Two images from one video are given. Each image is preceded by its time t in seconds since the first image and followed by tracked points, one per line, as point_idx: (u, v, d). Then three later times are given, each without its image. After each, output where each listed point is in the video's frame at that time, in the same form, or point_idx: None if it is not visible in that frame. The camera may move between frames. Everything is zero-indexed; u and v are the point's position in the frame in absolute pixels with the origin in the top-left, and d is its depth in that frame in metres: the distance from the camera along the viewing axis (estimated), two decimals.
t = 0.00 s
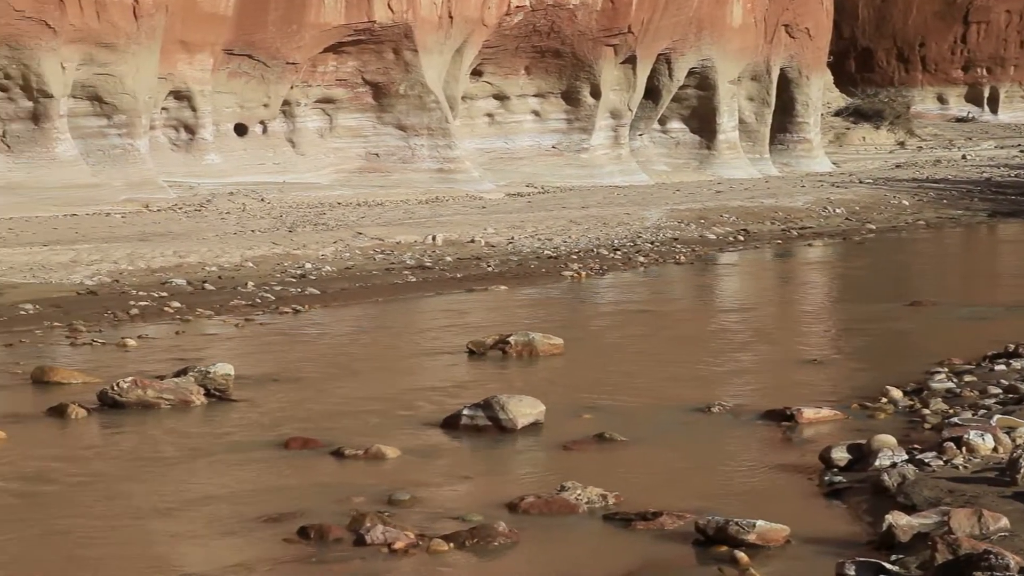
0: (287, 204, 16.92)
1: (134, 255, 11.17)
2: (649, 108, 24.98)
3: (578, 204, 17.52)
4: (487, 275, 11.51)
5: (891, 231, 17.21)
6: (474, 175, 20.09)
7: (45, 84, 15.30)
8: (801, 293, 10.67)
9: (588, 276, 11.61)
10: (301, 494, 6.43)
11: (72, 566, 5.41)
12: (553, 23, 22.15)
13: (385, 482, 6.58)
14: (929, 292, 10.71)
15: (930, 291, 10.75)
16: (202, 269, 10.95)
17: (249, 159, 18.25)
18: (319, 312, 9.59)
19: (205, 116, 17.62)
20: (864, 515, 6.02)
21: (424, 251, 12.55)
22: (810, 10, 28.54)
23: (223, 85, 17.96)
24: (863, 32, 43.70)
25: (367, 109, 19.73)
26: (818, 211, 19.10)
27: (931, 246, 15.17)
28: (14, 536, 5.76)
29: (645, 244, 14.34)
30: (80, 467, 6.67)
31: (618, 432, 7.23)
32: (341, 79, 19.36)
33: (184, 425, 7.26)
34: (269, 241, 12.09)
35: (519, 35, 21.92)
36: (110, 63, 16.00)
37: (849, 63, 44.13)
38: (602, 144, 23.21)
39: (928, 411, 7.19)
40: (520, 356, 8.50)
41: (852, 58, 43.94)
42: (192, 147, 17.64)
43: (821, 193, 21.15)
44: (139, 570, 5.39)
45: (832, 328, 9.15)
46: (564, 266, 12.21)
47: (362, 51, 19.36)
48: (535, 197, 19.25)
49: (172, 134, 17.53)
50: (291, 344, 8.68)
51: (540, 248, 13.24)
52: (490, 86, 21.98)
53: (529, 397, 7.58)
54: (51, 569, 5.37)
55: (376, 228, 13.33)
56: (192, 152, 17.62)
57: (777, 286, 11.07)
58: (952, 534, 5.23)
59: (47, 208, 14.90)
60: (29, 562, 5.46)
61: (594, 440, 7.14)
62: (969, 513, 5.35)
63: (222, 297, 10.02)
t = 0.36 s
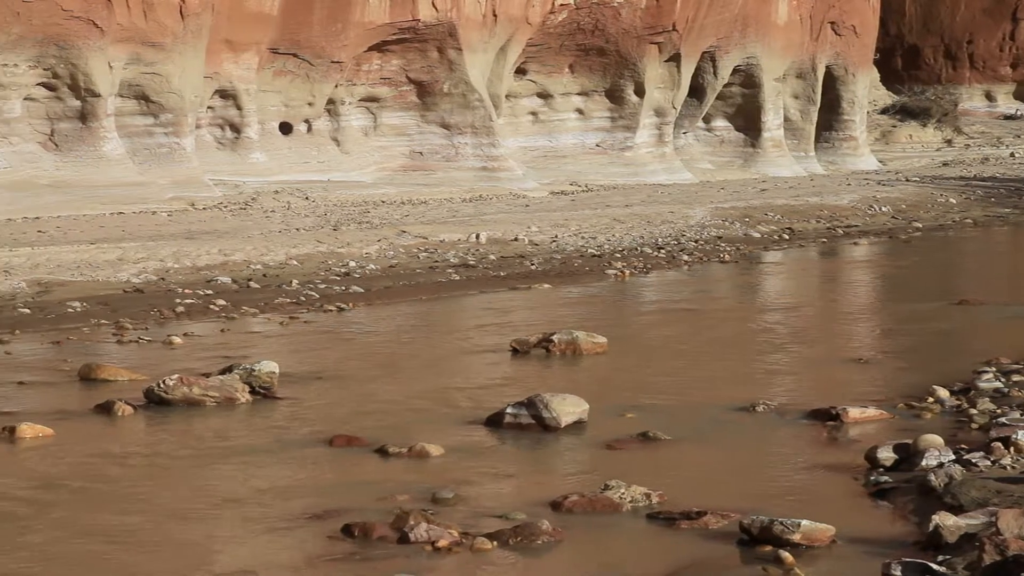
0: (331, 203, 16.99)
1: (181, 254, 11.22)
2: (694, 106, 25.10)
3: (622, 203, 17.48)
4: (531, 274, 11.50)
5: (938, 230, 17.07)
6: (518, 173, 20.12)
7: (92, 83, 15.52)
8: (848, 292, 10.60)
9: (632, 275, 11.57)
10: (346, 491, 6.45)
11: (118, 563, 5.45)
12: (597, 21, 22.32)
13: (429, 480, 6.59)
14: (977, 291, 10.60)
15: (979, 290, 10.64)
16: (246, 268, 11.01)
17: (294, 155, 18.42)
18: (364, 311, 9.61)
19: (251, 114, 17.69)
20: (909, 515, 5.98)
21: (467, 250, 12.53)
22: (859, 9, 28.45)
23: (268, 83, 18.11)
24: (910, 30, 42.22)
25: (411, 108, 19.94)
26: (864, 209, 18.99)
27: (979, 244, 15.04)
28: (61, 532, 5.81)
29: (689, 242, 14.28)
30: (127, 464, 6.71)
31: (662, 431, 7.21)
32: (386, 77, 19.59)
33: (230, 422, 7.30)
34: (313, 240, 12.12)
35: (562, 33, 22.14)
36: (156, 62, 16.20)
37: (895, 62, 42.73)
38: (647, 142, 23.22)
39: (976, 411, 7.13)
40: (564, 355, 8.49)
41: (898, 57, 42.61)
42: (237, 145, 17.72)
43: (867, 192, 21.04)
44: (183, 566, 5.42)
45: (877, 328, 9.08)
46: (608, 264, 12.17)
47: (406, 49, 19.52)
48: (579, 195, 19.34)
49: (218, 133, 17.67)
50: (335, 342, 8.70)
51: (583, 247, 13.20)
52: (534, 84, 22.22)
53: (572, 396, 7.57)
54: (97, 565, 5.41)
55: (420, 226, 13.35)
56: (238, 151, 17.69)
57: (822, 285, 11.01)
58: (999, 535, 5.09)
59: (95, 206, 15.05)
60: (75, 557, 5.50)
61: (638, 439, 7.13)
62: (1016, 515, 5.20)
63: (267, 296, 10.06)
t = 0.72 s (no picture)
0: (365, 203, 16.95)
1: (215, 253, 11.26)
2: (728, 106, 25.15)
3: (657, 203, 17.44)
4: (564, 274, 11.49)
5: (974, 229, 16.99)
6: (551, 173, 20.17)
7: (127, 84, 15.70)
8: (884, 292, 10.54)
9: (665, 275, 11.53)
10: (380, 490, 6.47)
11: (153, 561, 5.47)
12: (631, 21, 22.38)
13: (462, 480, 6.60)
14: (1015, 292, 10.53)
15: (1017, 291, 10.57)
16: (280, 267, 11.03)
17: (327, 156, 18.50)
18: (397, 310, 9.62)
19: (285, 114, 17.92)
20: (945, 516, 5.94)
21: (501, 250, 12.53)
22: (893, 6, 28.43)
23: (302, 84, 18.31)
24: (947, 28, 42.02)
25: (444, 108, 20.04)
26: (899, 209, 18.92)
27: (1016, 244, 14.97)
28: (96, 530, 5.84)
29: (723, 242, 14.25)
30: (162, 462, 6.75)
31: (695, 431, 7.20)
32: (420, 77, 19.68)
33: (265, 421, 7.33)
34: (347, 240, 12.15)
35: (596, 33, 22.17)
36: (191, 62, 16.37)
37: (932, 61, 42.54)
38: (681, 141, 23.33)
39: (1012, 412, 7.09)
40: (597, 355, 8.48)
41: (936, 55, 42.40)
42: (272, 145, 17.97)
43: (902, 192, 21.00)
44: (217, 565, 5.44)
45: (912, 328, 9.04)
46: (641, 264, 12.15)
47: (439, 49, 19.63)
48: (612, 195, 19.39)
49: (252, 132, 17.86)
50: (368, 341, 8.72)
51: (616, 246, 13.18)
52: (568, 83, 22.29)
53: (606, 395, 7.57)
54: (132, 563, 5.43)
55: (453, 226, 13.37)
56: (272, 149, 17.96)
57: (857, 285, 10.97)
58: None
59: (132, 204, 15.13)
60: (110, 555, 5.52)
61: (671, 439, 7.12)
62: None
63: (301, 295, 10.08)
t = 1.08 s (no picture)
0: (408, 202, 17.63)
1: (260, 252, 11.34)
2: (774, 105, 26.60)
3: (701, 201, 17.60)
4: (608, 273, 11.52)
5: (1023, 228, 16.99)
6: (594, 172, 21.21)
7: (174, 84, 16.65)
8: (932, 292, 10.47)
9: (711, 274, 11.53)
10: (425, 489, 6.47)
11: (200, 559, 5.48)
12: (676, 20, 23.91)
13: (506, 479, 6.59)
14: None
15: None
16: (326, 266, 11.08)
17: (370, 155, 19.51)
18: (441, 309, 9.65)
19: (330, 114, 18.98)
20: (994, 518, 5.88)
21: (545, 248, 12.60)
22: (942, 7, 29.67)
23: (347, 82, 19.32)
24: (995, 26, 42.52)
25: (488, 107, 21.23)
26: (946, 207, 18.97)
27: None
28: (143, 528, 5.86)
29: (768, 240, 14.29)
30: (208, 461, 6.77)
31: (741, 431, 7.18)
32: (464, 76, 20.84)
33: (311, 420, 7.35)
34: (392, 239, 12.24)
35: (641, 32, 23.62)
36: (238, 62, 17.38)
37: (981, 58, 42.69)
38: (725, 140, 24.57)
39: None
40: (642, 354, 8.47)
41: (984, 54, 42.67)
42: (317, 144, 18.99)
43: (950, 190, 21.09)
44: (264, 564, 5.44)
45: (961, 329, 8.97)
46: (686, 263, 12.18)
47: (484, 49, 20.86)
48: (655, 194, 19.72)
49: (297, 132, 18.94)
50: (413, 340, 8.74)
51: (661, 246, 13.18)
52: (613, 82, 23.63)
53: (650, 395, 7.56)
54: (180, 562, 5.44)
55: (497, 225, 13.44)
56: (317, 149, 18.96)
57: (904, 284, 10.95)
58: None
59: (179, 203, 15.95)
60: (158, 554, 5.54)
61: (717, 439, 7.10)
62: None
63: (346, 294, 10.11)
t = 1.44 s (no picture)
0: (451, 200, 17.64)
1: (305, 251, 11.39)
2: (818, 103, 26.78)
3: (745, 200, 17.50)
4: (652, 272, 11.48)
5: None
6: (638, 171, 21.28)
7: (220, 84, 16.81)
8: (978, 292, 10.39)
9: (754, 273, 11.49)
10: (468, 488, 6.47)
11: (244, 556, 5.50)
12: (720, 18, 23.98)
13: (549, 478, 6.59)
14: None
15: None
16: (369, 265, 11.09)
17: (413, 154, 19.77)
18: (484, 308, 9.64)
19: (374, 113, 19.22)
20: None
21: (588, 247, 12.60)
22: (993, 4, 29.56)
23: (391, 82, 19.69)
24: None
25: (533, 105, 21.47)
26: (993, 207, 18.78)
27: None
28: (187, 525, 5.89)
29: (813, 240, 14.20)
30: (253, 458, 6.81)
31: (785, 430, 7.15)
32: (508, 75, 21.13)
33: (356, 418, 7.37)
34: (435, 238, 12.25)
35: (684, 30, 23.71)
36: (282, 61, 17.60)
37: None
38: (770, 139, 24.82)
39: None
40: (685, 353, 8.46)
41: None
42: (361, 144, 19.25)
43: (996, 189, 20.90)
44: (308, 561, 5.45)
45: (1009, 329, 8.89)
46: (730, 262, 12.12)
47: (528, 47, 21.12)
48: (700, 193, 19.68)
49: (341, 131, 19.18)
50: (456, 339, 8.75)
51: (705, 245, 13.12)
52: (656, 81, 23.90)
53: (694, 394, 7.54)
54: (225, 558, 5.46)
55: (540, 224, 13.43)
56: (361, 149, 19.21)
57: (952, 283, 10.85)
58: None
59: (225, 203, 15.98)
60: (203, 550, 5.56)
61: (761, 438, 7.07)
62: None
63: (390, 293, 10.14)
